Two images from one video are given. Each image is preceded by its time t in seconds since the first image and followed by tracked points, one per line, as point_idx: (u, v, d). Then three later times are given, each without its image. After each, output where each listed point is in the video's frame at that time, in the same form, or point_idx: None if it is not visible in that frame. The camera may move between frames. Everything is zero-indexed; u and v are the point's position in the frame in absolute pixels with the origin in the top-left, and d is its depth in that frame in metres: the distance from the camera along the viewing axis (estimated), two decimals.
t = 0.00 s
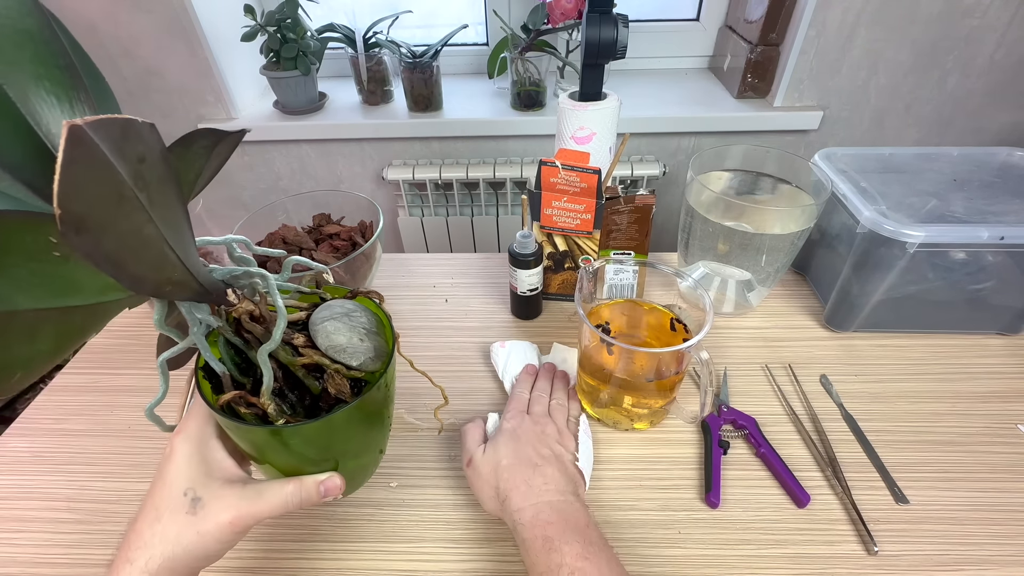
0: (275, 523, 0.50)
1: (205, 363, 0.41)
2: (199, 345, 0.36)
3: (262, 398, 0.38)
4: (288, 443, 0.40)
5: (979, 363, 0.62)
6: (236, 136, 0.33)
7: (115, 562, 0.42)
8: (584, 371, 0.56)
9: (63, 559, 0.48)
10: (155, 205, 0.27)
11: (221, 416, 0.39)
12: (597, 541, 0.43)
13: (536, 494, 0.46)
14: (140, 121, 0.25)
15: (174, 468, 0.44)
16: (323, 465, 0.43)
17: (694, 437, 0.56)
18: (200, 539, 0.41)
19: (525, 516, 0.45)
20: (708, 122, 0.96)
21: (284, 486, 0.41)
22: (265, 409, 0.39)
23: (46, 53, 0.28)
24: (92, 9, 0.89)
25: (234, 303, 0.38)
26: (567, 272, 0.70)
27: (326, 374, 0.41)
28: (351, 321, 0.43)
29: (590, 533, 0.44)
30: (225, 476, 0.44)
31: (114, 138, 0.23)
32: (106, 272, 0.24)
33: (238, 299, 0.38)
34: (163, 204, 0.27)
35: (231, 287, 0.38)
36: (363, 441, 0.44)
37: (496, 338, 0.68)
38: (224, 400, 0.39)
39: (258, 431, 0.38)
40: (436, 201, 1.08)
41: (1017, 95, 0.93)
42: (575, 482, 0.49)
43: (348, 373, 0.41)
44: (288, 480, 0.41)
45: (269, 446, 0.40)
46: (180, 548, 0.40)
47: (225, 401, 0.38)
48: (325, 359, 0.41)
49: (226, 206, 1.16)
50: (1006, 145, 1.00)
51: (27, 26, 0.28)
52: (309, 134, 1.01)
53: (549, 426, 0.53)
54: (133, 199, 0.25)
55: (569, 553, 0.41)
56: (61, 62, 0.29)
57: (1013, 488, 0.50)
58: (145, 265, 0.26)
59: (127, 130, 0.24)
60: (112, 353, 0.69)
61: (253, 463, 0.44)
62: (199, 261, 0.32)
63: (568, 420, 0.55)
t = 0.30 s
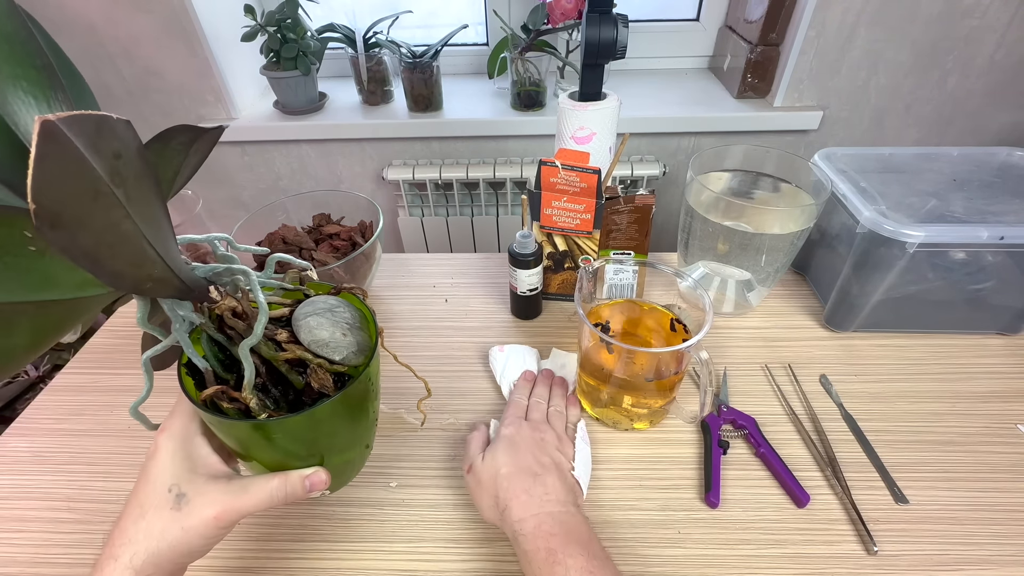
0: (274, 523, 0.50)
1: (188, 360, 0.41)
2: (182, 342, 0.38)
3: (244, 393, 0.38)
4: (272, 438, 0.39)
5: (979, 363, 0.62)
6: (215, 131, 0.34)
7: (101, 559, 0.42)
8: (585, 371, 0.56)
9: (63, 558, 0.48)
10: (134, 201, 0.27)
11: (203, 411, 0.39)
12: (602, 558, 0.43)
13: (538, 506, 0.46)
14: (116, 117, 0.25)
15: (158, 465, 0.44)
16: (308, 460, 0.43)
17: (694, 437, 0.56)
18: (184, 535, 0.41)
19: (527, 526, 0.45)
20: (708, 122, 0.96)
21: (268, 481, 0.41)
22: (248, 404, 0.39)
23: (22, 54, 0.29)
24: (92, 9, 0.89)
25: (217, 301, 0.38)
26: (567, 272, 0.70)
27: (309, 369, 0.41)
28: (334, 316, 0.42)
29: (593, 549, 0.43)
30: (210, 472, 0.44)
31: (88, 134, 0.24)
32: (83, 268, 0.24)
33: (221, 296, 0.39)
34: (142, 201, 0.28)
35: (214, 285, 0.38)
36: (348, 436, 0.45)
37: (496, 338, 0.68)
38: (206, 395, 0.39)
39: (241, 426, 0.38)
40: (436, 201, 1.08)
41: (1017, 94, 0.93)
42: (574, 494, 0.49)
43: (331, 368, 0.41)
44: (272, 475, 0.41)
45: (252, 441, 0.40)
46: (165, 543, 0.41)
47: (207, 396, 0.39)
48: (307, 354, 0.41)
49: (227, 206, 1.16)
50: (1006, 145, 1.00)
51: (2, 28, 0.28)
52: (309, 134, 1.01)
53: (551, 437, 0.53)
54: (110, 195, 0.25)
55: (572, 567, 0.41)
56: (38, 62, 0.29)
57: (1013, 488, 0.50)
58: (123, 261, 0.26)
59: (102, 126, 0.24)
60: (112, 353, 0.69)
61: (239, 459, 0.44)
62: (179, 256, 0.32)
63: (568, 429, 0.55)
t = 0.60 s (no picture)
0: (272, 523, 0.50)
1: (171, 358, 0.41)
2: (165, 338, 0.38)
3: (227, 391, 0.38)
4: (256, 438, 0.40)
5: (979, 363, 0.62)
6: (204, 129, 0.34)
7: (82, 559, 0.42)
8: (583, 372, 0.56)
9: (62, 559, 0.48)
10: (119, 197, 0.27)
11: (186, 410, 0.38)
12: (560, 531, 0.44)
13: (492, 488, 0.46)
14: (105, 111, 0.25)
15: (139, 463, 0.44)
16: (294, 459, 0.43)
17: (694, 437, 0.56)
18: (165, 535, 0.41)
19: (487, 506, 0.45)
20: (708, 122, 0.96)
21: (252, 481, 0.41)
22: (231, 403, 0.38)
23: (12, 44, 0.28)
24: (92, 9, 0.89)
25: (202, 298, 0.39)
26: (567, 272, 0.70)
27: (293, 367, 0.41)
28: (320, 316, 0.42)
29: (552, 524, 0.44)
30: (192, 472, 0.44)
31: (76, 129, 0.24)
32: (67, 264, 0.25)
33: (205, 294, 0.39)
34: (128, 197, 0.28)
35: (198, 282, 0.38)
36: (334, 436, 0.44)
37: (496, 338, 0.68)
38: (189, 393, 0.39)
39: (224, 425, 0.38)
40: (436, 202, 1.08)
41: (1016, 94, 0.93)
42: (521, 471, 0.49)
43: (315, 367, 0.41)
44: (256, 474, 0.41)
45: (236, 440, 0.40)
46: (146, 543, 0.40)
47: (190, 395, 0.39)
48: (292, 352, 0.41)
49: (227, 206, 1.16)
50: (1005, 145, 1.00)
51: None
52: (309, 134, 1.01)
53: (489, 419, 0.53)
54: (95, 190, 0.25)
55: (533, 540, 0.42)
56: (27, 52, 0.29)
57: (1013, 489, 0.50)
58: (108, 257, 0.27)
59: (90, 121, 0.24)
60: (112, 353, 0.69)
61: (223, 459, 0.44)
62: (166, 253, 0.33)
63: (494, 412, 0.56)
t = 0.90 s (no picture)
0: (271, 523, 0.50)
1: (158, 358, 0.40)
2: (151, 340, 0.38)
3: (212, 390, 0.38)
4: (245, 436, 0.39)
5: (980, 364, 0.62)
6: (178, 126, 0.33)
7: (72, 562, 0.42)
8: (583, 371, 0.56)
9: (62, 559, 0.48)
10: (93, 194, 0.27)
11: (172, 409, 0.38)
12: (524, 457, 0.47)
13: (456, 433, 0.49)
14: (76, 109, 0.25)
15: (128, 465, 0.44)
16: (284, 458, 0.43)
17: (694, 437, 0.56)
18: (155, 535, 0.41)
19: (459, 447, 0.48)
20: (708, 122, 0.96)
21: (242, 480, 0.40)
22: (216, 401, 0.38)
23: None
24: (92, 9, 0.89)
25: (187, 297, 0.39)
26: (567, 272, 0.70)
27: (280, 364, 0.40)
28: (307, 312, 0.43)
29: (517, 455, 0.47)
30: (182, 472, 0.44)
31: (39, 126, 0.24)
32: (38, 260, 0.26)
33: (191, 293, 0.39)
34: (106, 196, 0.28)
35: (184, 281, 0.39)
36: (323, 434, 0.44)
37: (496, 338, 0.68)
38: (174, 391, 0.39)
39: (210, 423, 0.38)
40: (436, 201, 1.08)
41: (1016, 94, 0.93)
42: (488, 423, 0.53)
43: (302, 362, 0.41)
44: (246, 474, 0.41)
45: (223, 439, 0.39)
46: (136, 544, 0.40)
47: (174, 393, 0.39)
48: (278, 348, 0.40)
49: (228, 206, 1.16)
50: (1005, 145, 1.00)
51: None
52: (309, 134, 1.01)
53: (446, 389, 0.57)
54: (66, 188, 0.26)
55: (496, 468, 0.45)
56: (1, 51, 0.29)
57: (1013, 489, 0.50)
58: (82, 255, 0.27)
59: (59, 119, 0.25)
60: (112, 353, 0.69)
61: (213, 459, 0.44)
62: (150, 252, 0.33)
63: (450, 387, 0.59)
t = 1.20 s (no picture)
0: (272, 523, 0.50)
1: (170, 357, 0.41)
2: (164, 339, 0.37)
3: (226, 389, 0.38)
4: (255, 435, 0.39)
5: (980, 363, 0.62)
6: (202, 133, 0.34)
7: (83, 558, 0.42)
8: (584, 371, 0.56)
9: (63, 559, 0.48)
10: (119, 198, 0.27)
11: (185, 407, 0.39)
12: (570, 474, 0.47)
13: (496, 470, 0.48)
14: (105, 114, 0.26)
15: (139, 463, 0.43)
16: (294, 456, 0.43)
17: (694, 437, 0.56)
18: (166, 533, 0.41)
19: (504, 481, 0.47)
20: (708, 122, 0.96)
21: (252, 479, 0.41)
22: (230, 400, 0.39)
23: (13, 51, 0.28)
24: (92, 9, 0.89)
25: (201, 299, 0.39)
26: (567, 272, 0.70)
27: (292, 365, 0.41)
28: (319, 315, 0.43)
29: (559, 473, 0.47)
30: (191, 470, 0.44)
31: (77, 129, 0.24)
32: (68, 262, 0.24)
33: (204, 295, 0.39)
34: (129, 198, 0.28)
35: (197, 283, 0.38)
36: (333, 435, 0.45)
37: (496, 338, 0.68)
38: (189, 390, 0.39)
39: (223, 422, 0.38)
40: (436, 202, 1.08)
41: (1016, 94, 0.93)
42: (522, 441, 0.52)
43: (313, 363, 0.41)
44: (255, 472, 0.41)
45: (236, 438, 0.40)
46: (148, 541, 0.41)
47: (189, 392, 0.39)
48: (290, 350, 0.41)
49: (227, 206, 1.16)
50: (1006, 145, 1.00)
51: None
52: (309, 134, 1.01)
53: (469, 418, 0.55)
54: (98, 191, 0.25)
55: (546, 499, 0.44)
56: (28, 59, 0.29)
57: (1014, 489, 0.50)
58: (109, 257, 0.26)
59: (92, 123, 0.25)
60: (112, 353, 0.69)
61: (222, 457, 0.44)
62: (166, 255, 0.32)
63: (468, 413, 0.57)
